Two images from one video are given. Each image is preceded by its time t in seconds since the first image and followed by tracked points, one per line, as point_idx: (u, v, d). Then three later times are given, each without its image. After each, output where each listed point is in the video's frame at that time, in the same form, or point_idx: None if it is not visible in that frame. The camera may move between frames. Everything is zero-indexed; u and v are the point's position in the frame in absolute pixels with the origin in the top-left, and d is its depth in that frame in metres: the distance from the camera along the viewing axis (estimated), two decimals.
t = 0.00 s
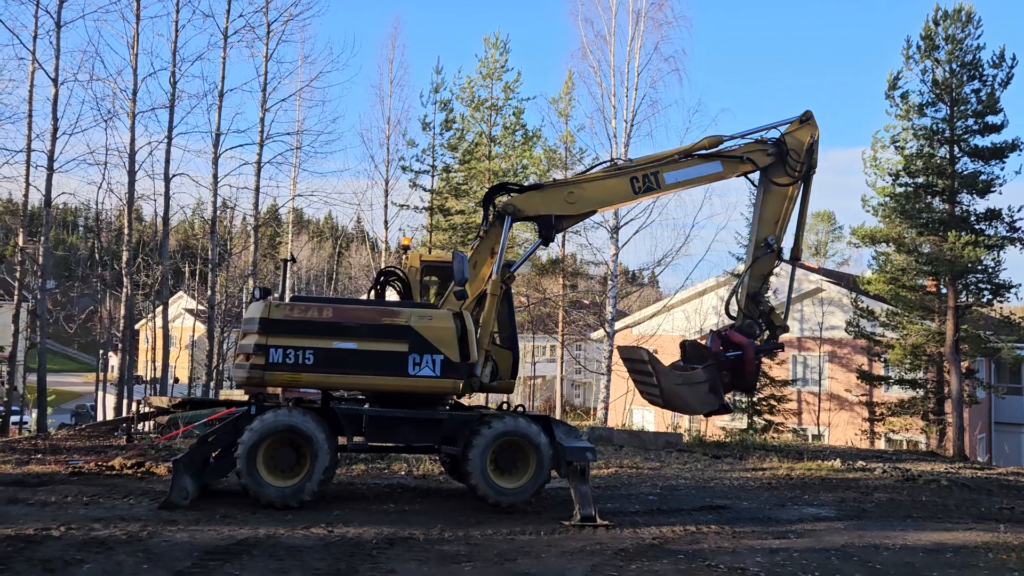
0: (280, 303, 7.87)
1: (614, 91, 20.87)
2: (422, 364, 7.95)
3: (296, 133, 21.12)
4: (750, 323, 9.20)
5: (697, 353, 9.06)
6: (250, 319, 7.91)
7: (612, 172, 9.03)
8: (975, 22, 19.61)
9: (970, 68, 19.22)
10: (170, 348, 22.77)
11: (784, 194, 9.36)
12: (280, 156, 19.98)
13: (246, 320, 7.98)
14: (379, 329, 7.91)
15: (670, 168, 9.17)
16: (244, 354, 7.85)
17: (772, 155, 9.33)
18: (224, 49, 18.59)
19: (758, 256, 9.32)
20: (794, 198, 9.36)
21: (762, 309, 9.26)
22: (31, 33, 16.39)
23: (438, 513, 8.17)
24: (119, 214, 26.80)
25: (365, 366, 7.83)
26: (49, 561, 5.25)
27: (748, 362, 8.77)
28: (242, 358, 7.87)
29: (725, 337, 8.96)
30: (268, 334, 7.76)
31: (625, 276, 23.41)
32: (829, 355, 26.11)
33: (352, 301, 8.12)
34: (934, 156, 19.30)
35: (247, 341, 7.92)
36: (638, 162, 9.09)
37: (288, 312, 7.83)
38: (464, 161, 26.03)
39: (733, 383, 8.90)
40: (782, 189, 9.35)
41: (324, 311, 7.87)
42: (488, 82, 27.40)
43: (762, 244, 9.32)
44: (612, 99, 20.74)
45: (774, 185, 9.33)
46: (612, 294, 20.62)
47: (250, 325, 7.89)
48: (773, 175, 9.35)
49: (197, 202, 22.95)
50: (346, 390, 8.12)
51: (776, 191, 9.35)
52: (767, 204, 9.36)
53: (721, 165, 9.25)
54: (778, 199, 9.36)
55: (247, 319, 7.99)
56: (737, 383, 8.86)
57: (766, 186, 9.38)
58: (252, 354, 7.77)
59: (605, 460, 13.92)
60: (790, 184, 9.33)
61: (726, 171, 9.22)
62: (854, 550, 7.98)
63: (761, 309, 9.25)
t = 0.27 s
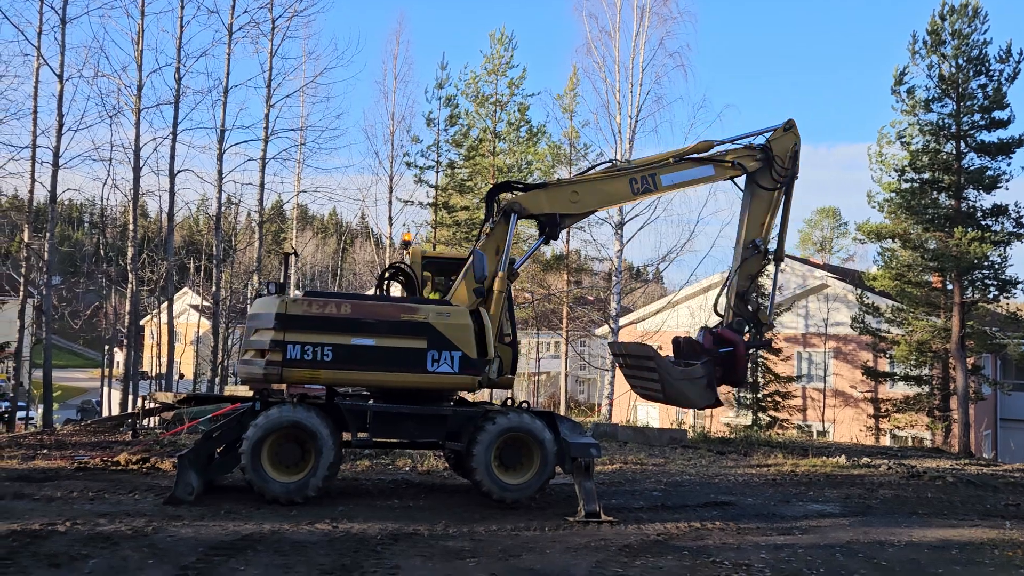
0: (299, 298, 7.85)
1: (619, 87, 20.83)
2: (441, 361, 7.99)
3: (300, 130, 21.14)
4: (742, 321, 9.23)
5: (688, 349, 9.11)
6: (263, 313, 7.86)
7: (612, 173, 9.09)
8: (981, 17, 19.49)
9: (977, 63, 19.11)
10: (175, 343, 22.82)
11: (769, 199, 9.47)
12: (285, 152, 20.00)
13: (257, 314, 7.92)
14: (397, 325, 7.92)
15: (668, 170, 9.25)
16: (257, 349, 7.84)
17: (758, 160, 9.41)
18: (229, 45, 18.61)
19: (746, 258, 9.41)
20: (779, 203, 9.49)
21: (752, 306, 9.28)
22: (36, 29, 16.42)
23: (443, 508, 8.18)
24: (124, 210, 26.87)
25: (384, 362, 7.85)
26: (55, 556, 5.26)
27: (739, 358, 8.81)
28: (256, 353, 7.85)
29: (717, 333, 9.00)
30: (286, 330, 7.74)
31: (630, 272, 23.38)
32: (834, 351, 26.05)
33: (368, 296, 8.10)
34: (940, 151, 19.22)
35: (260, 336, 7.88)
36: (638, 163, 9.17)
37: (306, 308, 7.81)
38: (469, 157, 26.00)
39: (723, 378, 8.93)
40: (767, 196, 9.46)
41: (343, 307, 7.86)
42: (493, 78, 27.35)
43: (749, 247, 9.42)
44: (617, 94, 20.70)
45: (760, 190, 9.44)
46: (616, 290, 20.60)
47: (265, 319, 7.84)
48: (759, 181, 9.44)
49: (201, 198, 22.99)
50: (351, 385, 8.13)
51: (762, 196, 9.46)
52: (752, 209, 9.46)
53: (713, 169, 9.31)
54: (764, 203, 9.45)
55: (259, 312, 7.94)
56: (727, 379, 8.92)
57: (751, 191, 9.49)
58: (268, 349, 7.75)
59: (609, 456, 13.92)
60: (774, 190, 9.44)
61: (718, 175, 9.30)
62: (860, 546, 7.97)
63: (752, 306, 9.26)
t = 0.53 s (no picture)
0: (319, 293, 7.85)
1: (624, 81, 20.78)
2: (459, 357, 8.01)
3: (306, 125, 21.15)
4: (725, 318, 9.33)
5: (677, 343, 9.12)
6: (281, 307, 7.80)
7: (609, 172, 9.16)
8: (989, 10, 19.37)
9: (984, 56, 18.99)
10: (181, 339, 22.85)
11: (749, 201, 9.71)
12: (290, 147, 20.01)
13: (272, 308, 7.85)
14: (417, 321, 7.93)
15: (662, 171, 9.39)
16: (274, 344, 7.78)
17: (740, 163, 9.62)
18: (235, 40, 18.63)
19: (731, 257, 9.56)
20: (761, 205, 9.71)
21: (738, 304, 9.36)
22: (43, 25, 16.46)
23: (449, 503, 8.18)
24: (130, 205, 26.93)
25: (404, 358, 7.87)
26: (62, 550, 5.28)
27: (727, 352, 8.82)
28: (272, 348, 7.80)
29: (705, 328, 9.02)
30: (308, 325, 7.72)
31: (635, 267, 23.35)
32: (840, 346, 25.96)
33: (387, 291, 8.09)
34: (947, 145, 19.11)
35: (276, 330, 7.82)
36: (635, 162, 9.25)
37: (327, 303, 7.80)
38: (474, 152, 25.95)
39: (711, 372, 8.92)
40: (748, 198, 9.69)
41: (364, 302, 7.85)
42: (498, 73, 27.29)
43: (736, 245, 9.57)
44: (623, 89, 20.64)
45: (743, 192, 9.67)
46: (622, 285, 20.57)
47: (282, 313, 7.78)
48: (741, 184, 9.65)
49: (207, 194, 23.01)
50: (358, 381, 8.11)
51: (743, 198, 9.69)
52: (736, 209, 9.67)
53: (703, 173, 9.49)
54: (746, 205, 9.69)
55: (274, 306, 7.87)
56: (716, 374, 8.91)
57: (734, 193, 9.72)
58: (288, 344, 7.71)
59: (615, 451, 13.91)
60: (757, 192, 9.68)
61: (707, 176, 9.48)
62: (866, 542, 7.94)
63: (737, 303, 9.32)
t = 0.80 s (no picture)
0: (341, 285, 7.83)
1: (631, 74, 20.69)
2: (479, 351, 8.06)
3: (312, 119, 21.14)
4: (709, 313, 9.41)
5: (665, 337, 9.17)
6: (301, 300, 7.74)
7: (607, 169, 9.19)
8: None
9: (995, 47, 18.81)
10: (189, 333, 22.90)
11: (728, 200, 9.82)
12: (297, 141, 20.02)
13: (291, 301, 7.78)
14: (439, 315, 7.96)
15: (653, 169, 9.44)
16: (294, 338, 7.71)
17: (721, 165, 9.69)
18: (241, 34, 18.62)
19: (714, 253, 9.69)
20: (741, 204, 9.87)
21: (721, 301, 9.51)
22: (50, 20, 16.50)
23: (457, 496, 8.19)
24: (138, 200, 27.00)
25: (427, 352, 7.90)
26: (72, 543, 5.30)
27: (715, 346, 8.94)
28: (291, 343, 7.73)
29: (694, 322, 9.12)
30: (333, 319, 7.69)
31: (643, 260, 23.29)
32: (849, 339, 25.85)
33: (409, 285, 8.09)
34: (957, 137, 18.96)
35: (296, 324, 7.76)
36: (631, 159, 9.29)
37: (351, 296, 7.78)
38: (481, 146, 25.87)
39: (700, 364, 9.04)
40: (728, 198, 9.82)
41: (387, 296, 7.86)
42: (505, 65, 27.18)
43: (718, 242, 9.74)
44: (630, 81, 20.56)
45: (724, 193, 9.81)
46: (629, 279, 20.52)
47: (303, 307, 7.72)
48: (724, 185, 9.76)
49: (215, 188, 23.05)
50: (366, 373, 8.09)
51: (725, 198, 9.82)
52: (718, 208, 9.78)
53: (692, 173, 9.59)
54: (729, 203, 9.81)
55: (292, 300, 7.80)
56: (704, 367, 9.03)
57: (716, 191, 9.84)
58: (313, 338, 7.66)
59: (622, 444, 13.90)
60: (739, 191, 9.82)
61: (695, 175, 9.56)
62: (875, 535, 7.91)
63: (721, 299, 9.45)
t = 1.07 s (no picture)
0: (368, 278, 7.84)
1: (639, 65, 20.59)
2: (499, 343, 8.08)
3: (320, 112, 21.13)
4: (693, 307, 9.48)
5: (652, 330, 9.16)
6: (328, 293, 7.71)
7: (603, 164, 9.22)
8: None
9: (1006, 35, 18.62)
10: (197, 326, 22.98)
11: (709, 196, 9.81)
12: (304, 134, 20.01)
13: (317, 294, 7.74)
14: (462, 308, 7.99)
15: (645, 166, 9.45)
16: (322, 332, 7.68)
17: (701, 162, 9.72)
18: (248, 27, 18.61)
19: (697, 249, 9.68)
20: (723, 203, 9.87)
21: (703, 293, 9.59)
22: (58, 15, 16.54)
23: (466, 489, 8.20)
24: (146, 194, 27.07)
25: (452, 345, 7.92)
26: (84, 535, 5.34)
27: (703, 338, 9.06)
28: (317, 337, 7.70)
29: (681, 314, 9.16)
30: (363, 312, 7.69)
31: (651, 252, 23.24)
32: (858, 331, 25.73)
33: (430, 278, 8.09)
34: (968, 127, 18.80)
35: (323, 318, 7.73)
36: (625, 155, 9.28)
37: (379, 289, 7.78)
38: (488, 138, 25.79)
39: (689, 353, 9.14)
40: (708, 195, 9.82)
41: (413, 289, 7.87)
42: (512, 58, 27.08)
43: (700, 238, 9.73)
44: (637, 73, 20.46)
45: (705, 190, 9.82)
46: (637, 271, 20.46)
47: (331, 300, 7.70)
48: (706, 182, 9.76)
49: (223, 182, 23.08)
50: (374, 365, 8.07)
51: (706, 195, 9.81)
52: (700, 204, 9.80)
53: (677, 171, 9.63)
54: (710, 201, 9.81)
55: (318, 293, 7.76)
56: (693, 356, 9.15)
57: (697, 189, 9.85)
58: (343, 332, 7.64)
59: (630, 436, 13.90)
60: (721, 188, 9.83)
61: (682, 172, 9.59)
62: (885, 527, 7.88)
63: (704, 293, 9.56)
